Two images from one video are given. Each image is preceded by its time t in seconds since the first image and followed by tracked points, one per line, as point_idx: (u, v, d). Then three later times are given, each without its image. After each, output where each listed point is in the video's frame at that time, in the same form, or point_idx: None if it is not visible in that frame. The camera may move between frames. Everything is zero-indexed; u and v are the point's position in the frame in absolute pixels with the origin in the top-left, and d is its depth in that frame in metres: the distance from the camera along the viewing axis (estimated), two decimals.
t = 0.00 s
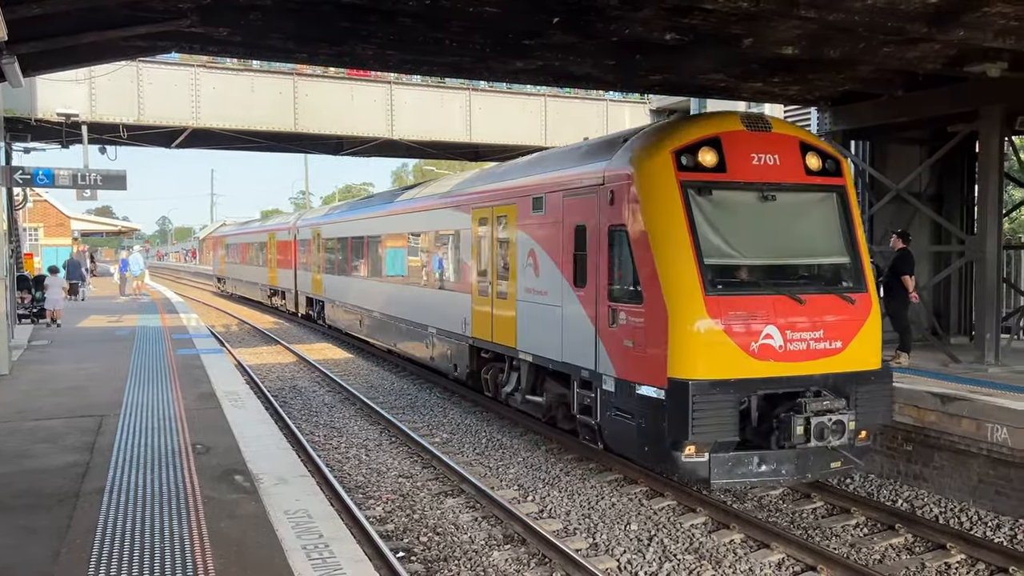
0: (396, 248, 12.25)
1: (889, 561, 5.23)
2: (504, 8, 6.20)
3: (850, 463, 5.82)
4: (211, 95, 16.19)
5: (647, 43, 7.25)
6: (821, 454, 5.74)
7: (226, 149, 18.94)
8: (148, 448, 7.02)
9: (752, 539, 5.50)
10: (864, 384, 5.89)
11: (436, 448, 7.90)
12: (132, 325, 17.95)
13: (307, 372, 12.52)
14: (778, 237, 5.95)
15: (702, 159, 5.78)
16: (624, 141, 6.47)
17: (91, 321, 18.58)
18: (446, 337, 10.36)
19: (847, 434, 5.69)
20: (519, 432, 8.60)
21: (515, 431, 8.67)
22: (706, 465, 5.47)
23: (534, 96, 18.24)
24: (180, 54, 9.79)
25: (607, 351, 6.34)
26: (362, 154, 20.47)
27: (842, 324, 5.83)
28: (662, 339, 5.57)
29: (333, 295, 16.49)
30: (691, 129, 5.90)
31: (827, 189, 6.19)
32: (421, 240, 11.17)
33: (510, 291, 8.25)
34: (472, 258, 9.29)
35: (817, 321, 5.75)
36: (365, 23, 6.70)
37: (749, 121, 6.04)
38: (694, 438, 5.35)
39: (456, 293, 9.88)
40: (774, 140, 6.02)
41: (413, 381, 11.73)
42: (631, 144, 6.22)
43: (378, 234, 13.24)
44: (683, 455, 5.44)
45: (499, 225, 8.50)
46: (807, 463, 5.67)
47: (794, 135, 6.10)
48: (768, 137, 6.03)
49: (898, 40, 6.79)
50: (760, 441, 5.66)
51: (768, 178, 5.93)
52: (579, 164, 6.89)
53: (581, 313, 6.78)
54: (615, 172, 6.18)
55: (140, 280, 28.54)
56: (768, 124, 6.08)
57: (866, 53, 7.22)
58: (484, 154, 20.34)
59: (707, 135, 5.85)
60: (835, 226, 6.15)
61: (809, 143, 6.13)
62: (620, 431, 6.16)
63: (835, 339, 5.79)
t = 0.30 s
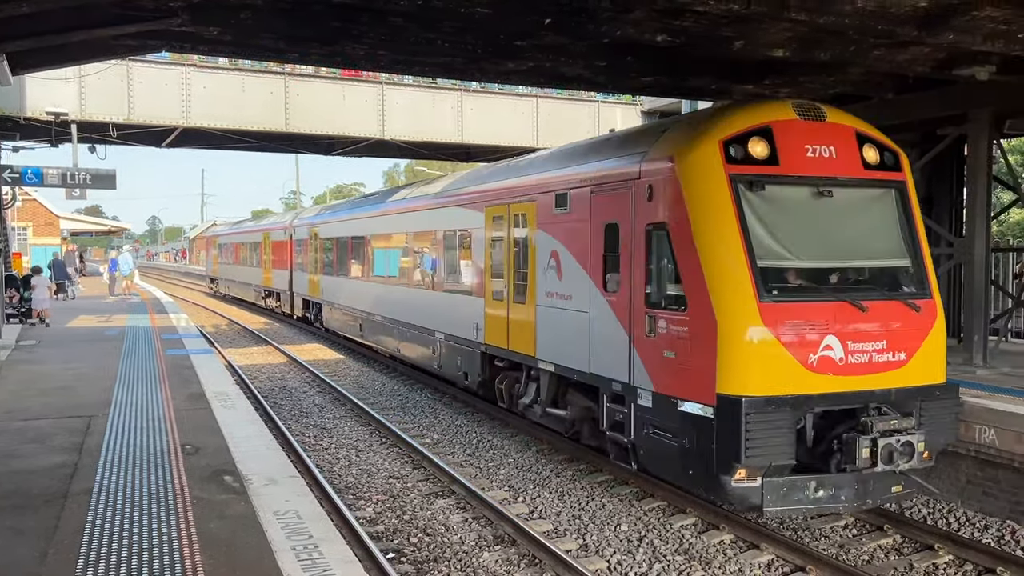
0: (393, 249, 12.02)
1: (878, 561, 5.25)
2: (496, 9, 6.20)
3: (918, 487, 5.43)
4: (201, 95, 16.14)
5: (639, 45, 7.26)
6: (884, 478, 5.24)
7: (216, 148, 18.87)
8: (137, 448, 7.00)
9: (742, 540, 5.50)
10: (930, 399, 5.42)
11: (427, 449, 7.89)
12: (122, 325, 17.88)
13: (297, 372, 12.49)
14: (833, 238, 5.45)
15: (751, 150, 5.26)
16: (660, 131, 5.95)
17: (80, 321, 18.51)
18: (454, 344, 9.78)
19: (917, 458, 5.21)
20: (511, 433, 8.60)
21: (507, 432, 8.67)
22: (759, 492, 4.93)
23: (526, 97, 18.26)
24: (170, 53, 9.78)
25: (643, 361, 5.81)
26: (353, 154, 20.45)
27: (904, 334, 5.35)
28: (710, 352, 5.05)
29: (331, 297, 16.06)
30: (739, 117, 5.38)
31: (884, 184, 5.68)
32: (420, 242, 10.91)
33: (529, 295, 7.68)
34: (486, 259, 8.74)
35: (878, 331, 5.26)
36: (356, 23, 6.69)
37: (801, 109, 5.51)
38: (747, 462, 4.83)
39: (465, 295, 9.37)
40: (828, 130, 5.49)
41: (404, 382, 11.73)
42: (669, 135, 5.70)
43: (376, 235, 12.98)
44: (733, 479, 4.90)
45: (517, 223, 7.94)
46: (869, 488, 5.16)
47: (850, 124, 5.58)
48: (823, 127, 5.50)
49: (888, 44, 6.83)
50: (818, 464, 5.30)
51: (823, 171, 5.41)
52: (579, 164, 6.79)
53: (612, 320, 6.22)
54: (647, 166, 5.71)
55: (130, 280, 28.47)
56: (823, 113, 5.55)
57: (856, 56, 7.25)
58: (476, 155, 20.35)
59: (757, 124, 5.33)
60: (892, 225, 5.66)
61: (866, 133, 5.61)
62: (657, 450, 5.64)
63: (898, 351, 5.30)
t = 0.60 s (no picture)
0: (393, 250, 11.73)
1: (868, 562, 5.26)
2: (488, 10, 6.21)
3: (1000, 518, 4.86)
4: (193, 94, 16.07)
5: (631, 47, 7.28)
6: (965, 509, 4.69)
7: (207, 148, 18.83)
8: (126, 449, 6.98)
9: (732, 541, 5.49)
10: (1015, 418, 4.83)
11: (418, 450, 7.88)
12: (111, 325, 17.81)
13: (288, 373, 12.46)
14: (907, 239, 4.89)
15: (819, 140, 4.72)
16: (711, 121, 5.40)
17: (69, 321, 18.45)
18: (466, 352, 9.18)
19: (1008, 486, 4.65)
20: (503, 434, 8.58)
21: (499, 433, 8.65)
22: (830, 526, 4.45)
23: (518, 98, 18.27)
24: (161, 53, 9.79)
25: (691, 375, 5.21)
26: (345, 154, 20.44)
27: (991, 347, 4.73)
28: (776, 366, 4.46)
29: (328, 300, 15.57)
30: (804, 102, 4.83)
31: (964, 180, 5.09)
32: (423, 246, 10.51)
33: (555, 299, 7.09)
34: (506, 262, 8.13)
35: (963, 345, 4.65)
36: (349, 24, 6.69)
37: (871, 95, 4.95)
38: (818, 493, 4.30)
39: (480, 302, 8.80)
40: (903, 119, 4.93)
41: (395, 383, 11.71)
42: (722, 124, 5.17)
43: (375, 237, 12.61)
44: (801, 511, 4.39)
45: (542, 223, 7.34)
46: (950, 519, 4.62)
47: (926, 113, 5.01)
48: (897, 115, 4.94)
49: (881, 47, 6.84)
50: (892, 491, 4.72)
51: (898, 164, 4.85)
52: (580, 163, 6.71)
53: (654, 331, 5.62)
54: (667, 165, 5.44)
55: (119, 280, 28.42)
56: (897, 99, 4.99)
57: (847, 58, 7.29)
58: (467, 156, 20.37)
59: (826, 111, 4.77)
60: (972, 226, 5.07)
61: (942, 123, 5.05)
62: (707, 475, 5.09)
63: (984, 368, 4.68)
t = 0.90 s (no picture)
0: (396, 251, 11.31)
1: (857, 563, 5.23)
2: (482, 11, 6.20)
3: None
4: (184, 94, 16.01)
5: (624, 49, 7.29)
6: None
7: (199, 148, 18.78)
8: (117, 450, 6.96)
9: (723, 543, 5.48)
10: None
11: (409, 451, 7.86)
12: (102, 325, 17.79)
13: (280, 374, 12.45)
14: (1008, 241, 4.29)
15: (911, 127, 4.10)
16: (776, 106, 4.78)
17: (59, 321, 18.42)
18: (484, 361, 8.58)
19: None
20: (495, 436, 8.58)
21: (492, 435, 8.64)
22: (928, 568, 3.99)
23: (511, 99, 18.28)
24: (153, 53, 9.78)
25: (758, 394, 4.61)
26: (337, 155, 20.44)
27: None
28: (871, 389, 3.89)
29: (328, 301, 15.00)
30: (893, 81, 4.19)
31: None
32: (433, 249, 9.98)
33: (589, 305, 6.46)
34: (532, 265, 7.51)
35: None
36: (341, 24, 6.68)
37: (967, 72, 4.32)
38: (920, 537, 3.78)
39: (499, 307, 8.21)
40: (1003, 102, 4.30)
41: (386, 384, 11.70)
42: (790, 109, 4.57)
43: (377, 240, 12.16)
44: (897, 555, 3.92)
45: (573, 222, 6.73)
46: None
47: None
48: (998, 96, 4.31)
49: (872, 50, 6.89)
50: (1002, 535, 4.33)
51: (999, 156, 4.24)
52: (580, 163, 6.68)
53: (711, 343, 5.00)
54: (671, 162, 5.38)
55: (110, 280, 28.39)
56: (995, 78, 4.36)
57: (839, 61, 7.32)
58: (460, 157, 20.39)
59: (920, 93, 4.14)
60: None
61: None
62: (778, 508, 4.55)
63: None
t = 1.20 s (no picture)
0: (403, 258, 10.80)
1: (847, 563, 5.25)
2: (475, 12, 6.21)
3: None
4: (177, 94, 15.98)
5: (618, 51, 7.30)
6: None
7: (191, 148, 18.74)
8: (108, 450, 6.94)
9: (716, 544, 5.49)
10: None
11: (402, 453, 7.86)
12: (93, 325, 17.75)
13: (272, 375, 12.44)
14: None
15: None
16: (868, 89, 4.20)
17: (51, 321, 18.39)
18: (508, 372, 7.95)
19: None
20: (488, 437, 8.59)
21: (484, 436, 8.65)
22: None
23: (504, 101, 18.29)
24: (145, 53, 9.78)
25: (852, 419, 4.00)
26: (330, 156, 20.44)
27: None
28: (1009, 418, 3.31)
29: (331, 305, 14.41)
30: None
31: None
32: (447, 255, 9.37)
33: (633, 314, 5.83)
34: (564, 268, 6.88)
35: None
36: (335, 25, 6.67)
37: None
38: None
39: (524, 315, 7.59)
40: None
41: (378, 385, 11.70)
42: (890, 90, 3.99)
43: (383, 246, 11.64)
44: None
45: (613, 222, 6.12)
46: None
47: None
48: None
49: (865, 54, 6.91)
50: None
51: None
52: (574, 164, 6.77)
53: (791, 358, 4.38)
54: (668, 163, 5.47)
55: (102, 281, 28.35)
56: None
57: (831, 64, 7.35)
58: (453, 158, 20.41)
59: None
60: None
61: None
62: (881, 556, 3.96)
63: None
